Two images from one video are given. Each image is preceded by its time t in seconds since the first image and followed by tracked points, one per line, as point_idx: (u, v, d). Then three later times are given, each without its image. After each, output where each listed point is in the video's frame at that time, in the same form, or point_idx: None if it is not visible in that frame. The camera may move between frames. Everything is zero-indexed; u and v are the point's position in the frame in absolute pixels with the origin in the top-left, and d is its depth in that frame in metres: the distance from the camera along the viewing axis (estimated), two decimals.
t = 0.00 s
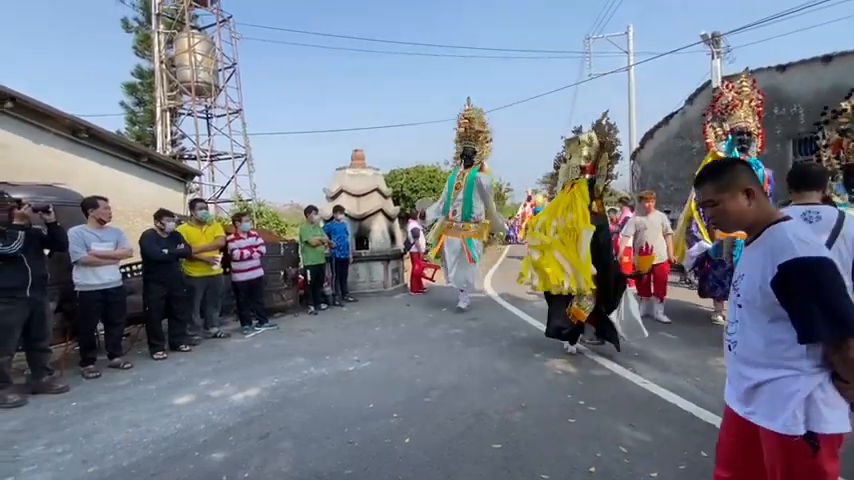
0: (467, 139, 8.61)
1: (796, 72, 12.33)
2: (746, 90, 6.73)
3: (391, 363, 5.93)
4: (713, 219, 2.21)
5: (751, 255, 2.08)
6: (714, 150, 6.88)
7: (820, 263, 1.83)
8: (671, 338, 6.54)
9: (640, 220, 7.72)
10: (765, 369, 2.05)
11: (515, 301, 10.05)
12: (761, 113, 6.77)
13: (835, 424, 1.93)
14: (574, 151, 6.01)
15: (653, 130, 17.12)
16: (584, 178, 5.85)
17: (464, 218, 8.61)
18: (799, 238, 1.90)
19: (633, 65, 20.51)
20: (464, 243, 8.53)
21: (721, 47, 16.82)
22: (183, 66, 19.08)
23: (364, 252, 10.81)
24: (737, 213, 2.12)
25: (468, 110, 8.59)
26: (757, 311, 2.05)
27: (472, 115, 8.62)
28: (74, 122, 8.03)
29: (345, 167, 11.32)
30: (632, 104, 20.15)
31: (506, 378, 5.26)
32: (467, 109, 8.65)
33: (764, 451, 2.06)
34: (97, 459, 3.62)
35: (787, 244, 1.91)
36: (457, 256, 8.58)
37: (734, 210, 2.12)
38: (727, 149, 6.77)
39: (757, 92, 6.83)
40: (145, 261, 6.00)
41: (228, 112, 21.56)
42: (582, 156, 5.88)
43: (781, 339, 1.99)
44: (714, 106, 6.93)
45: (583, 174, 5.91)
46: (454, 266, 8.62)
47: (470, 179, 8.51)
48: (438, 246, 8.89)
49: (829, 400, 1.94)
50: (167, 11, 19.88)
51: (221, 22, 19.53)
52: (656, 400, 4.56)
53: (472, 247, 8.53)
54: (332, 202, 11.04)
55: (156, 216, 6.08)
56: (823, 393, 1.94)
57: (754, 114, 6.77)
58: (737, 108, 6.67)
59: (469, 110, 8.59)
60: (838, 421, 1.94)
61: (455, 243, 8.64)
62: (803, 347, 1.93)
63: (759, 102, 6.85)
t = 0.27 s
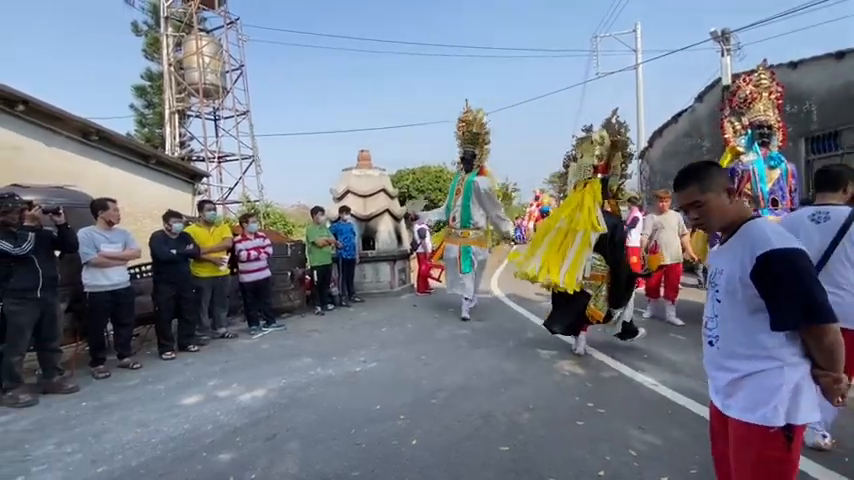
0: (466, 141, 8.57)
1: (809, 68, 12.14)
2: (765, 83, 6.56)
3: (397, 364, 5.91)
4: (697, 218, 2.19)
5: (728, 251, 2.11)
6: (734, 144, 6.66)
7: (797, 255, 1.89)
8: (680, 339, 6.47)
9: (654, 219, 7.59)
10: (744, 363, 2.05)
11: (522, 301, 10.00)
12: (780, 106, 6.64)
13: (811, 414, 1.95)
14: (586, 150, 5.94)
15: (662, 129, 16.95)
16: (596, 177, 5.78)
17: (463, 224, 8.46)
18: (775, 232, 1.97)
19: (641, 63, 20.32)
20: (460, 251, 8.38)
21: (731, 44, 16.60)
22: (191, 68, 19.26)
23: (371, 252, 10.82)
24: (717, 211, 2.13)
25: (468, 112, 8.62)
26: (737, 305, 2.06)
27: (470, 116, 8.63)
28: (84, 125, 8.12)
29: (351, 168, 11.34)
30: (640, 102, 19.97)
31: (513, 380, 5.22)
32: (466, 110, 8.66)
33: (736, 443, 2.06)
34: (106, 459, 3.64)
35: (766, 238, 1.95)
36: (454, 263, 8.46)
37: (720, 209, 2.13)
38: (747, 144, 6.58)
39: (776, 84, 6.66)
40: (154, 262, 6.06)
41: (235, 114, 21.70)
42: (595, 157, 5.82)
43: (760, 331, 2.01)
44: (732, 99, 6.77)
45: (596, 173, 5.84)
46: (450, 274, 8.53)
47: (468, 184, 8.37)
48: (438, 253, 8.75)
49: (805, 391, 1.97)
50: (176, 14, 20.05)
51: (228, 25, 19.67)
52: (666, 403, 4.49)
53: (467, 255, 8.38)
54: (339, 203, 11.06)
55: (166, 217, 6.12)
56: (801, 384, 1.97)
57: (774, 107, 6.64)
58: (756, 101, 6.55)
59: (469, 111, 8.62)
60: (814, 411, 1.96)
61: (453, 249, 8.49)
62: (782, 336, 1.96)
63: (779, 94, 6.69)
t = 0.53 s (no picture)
0: (470, 132, 8.79)
1: (823, 65, 11.91)
2: (786, 77, 6.39)
3: (405, 364, 5.90)
4: (703, 217, 2.11)
5: (727, 248, 2.07)
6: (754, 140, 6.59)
7: (800, 250, 1.84)
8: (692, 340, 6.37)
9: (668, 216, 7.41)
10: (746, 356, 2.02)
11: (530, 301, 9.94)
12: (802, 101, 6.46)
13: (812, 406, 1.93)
14: (610, 151, 5.99)
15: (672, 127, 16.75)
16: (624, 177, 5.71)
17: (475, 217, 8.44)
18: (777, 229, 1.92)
19: (650, 61, 20.11)
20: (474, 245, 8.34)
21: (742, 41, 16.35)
22: (200, 70, 19.42)
23: (378, 252, 10.82)
24: (723, 208, 2.08)
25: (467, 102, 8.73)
26: (738, 301, 2.02)
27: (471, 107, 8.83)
28: (95, 126, 8.20)
29: (358, 168, 11.36)
30: (649, 100, 19.75)
31: (522, 381, 5.18)
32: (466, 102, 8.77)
33: (727, 429, 2.03)
34: (116, 457, 3.67)
35: (767, 234, 1.91)
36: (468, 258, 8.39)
37: (719, 208, 2.09)
38: (768, 141, 6.54)
39: (799, 79, 6.46)
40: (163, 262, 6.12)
41: (244, 115, 21.83)
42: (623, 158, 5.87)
43: (762, 327, 1.97)
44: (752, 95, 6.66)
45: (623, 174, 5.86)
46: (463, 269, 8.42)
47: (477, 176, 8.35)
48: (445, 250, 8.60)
49: (809, 382, 1.94)
50: (185, 16, 20.22)
51: (236, 27, 19.81)
52: (677, 405, 4.42)
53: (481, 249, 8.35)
54: (346, 203, 11.08)
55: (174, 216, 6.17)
56: (804, 376, 1.93)
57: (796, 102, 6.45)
58: (778, 96, 6.40)
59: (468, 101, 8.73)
60: (814, 403, 1.94)
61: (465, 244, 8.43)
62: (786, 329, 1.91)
63: (800, 89, 6.47)
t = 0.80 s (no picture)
0: (477, 126, 8.75)
1: (839, 61, 11.67)
2: (814, 70, 6.26)
3: (414, 364, 5.88)
4: (718, 222, 2.00)
5: (727, 251, 1.99)
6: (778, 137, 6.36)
7: (803, 255, 1.77)
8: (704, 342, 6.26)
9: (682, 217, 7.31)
10: (747, 363, 1.94)
11: (539, 302, 9.87)
12: (829, 95, 6.30)
13: (821, 414, 1.84)
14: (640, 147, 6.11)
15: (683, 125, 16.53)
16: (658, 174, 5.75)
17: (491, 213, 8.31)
18: (781, 232, 1.85)
19: (660, 58, 19.87)
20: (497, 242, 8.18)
21: (756, 37, 16.07)
22: (210, 71, 19.61)
23: (386, 252, 10.83)
24: (734, 209, 1.99)
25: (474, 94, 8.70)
26: (739, 306, 1.94)
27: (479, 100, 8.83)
28: (108, 127, 8.31)
29: (367, 168, 11.39)
30: (659, 98, 19.51)
31: (531, 381, 5.14)
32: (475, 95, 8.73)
33: (742, 442, 1.96)
34: (128, 455, 3.71)
35: (769, 238, 1.84)
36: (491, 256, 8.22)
37: (729, 207, 1.99)
38: (792, 136, 6.30)
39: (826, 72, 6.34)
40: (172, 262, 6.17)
41: (253, 116, 22.01)
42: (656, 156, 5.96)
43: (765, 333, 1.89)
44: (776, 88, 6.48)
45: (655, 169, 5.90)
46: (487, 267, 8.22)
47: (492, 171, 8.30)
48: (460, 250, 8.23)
49: (815, 389, 1.86)
50: (195, 18, 20.43)
51: (246, 28, 19.97)
52: (690, 407, 4.35)
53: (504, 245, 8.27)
54: (354, 203, 11.11)
55: (184, 217, 6.22)
56: (810, 382, 1.85)
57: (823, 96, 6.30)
58: (804, 89, 6.23)
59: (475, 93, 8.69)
60: (823, 411, 1.85)
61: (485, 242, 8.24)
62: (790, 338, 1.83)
63: (828, 82, 6.36)
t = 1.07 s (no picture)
0: (480, 126, 8.48)
1: None
2: (844, 62, 6.16)
3: (423, 364, 5.89)
4: (725, 219, 1.88)
5: (732, 255, 1.89)
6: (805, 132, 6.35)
7: (814, 271, 1.63)
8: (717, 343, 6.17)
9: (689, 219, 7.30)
10: (740, 373, 1.85)
11: (548, 302, 9.81)
12: None
13: (817, 433, 1.74)
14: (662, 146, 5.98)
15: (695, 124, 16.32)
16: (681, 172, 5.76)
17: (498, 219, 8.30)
18: (793, 243, 1.70)
19: (672, 56, 19.63)
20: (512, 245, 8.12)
21: (770, 34, 15.79)
22: (221, 73, 19.82)
23: (396, 252, 10.86)
24: (745, 208, 1.87)
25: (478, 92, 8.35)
26: (737, 314, 1.84)
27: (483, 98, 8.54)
28: (123, 129, 8.44)
29: (376, 168, 11.42)
30: (671, 96, 19.29)
31: (541, 382, 5.11)
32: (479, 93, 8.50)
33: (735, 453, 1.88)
34: (143, 451, 3.77)
35: (779, 249, 1.70)
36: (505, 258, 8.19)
37: (741, 207, 1.86)
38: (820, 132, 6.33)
39: None
40: (184, 262, 6.24)
41: (264, 117, 22.20)
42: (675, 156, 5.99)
43: (764, 346, 1.78)
44: (804, 81, 6.41)
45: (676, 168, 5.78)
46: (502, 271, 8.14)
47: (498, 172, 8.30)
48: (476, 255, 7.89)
49: (811, 405, 1.74)
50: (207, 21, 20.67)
51: (257, 30, 20.16)
52: (703, 409, 4.29)
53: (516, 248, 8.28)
54: (364, 203, 11.16)
55: (196, 217, 6.29)
56: (806, 398, 1.74)
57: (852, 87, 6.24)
58: (834, 83, 6.19)
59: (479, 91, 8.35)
60: (820, 431, 1.74)
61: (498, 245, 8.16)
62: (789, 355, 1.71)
63: None
